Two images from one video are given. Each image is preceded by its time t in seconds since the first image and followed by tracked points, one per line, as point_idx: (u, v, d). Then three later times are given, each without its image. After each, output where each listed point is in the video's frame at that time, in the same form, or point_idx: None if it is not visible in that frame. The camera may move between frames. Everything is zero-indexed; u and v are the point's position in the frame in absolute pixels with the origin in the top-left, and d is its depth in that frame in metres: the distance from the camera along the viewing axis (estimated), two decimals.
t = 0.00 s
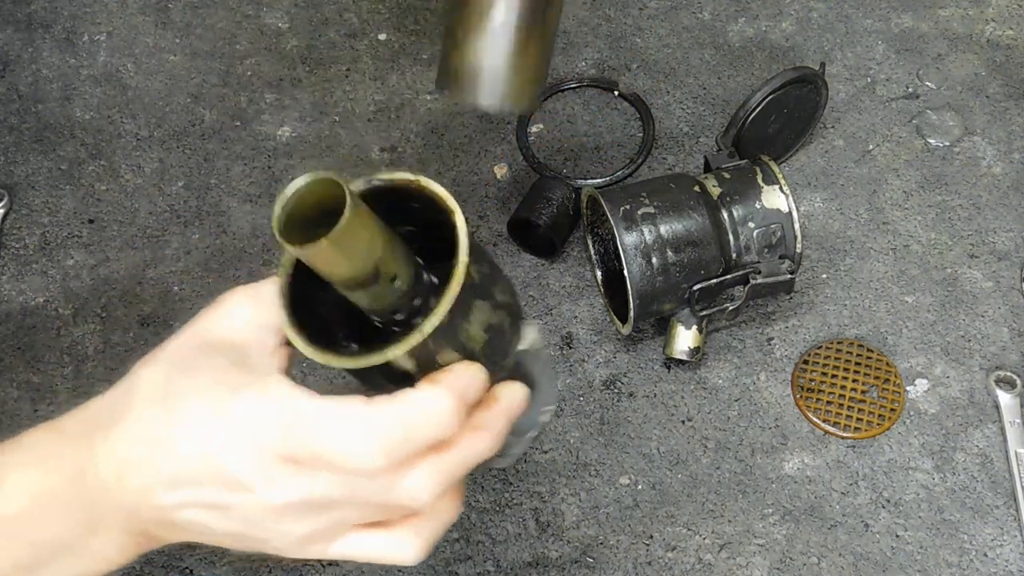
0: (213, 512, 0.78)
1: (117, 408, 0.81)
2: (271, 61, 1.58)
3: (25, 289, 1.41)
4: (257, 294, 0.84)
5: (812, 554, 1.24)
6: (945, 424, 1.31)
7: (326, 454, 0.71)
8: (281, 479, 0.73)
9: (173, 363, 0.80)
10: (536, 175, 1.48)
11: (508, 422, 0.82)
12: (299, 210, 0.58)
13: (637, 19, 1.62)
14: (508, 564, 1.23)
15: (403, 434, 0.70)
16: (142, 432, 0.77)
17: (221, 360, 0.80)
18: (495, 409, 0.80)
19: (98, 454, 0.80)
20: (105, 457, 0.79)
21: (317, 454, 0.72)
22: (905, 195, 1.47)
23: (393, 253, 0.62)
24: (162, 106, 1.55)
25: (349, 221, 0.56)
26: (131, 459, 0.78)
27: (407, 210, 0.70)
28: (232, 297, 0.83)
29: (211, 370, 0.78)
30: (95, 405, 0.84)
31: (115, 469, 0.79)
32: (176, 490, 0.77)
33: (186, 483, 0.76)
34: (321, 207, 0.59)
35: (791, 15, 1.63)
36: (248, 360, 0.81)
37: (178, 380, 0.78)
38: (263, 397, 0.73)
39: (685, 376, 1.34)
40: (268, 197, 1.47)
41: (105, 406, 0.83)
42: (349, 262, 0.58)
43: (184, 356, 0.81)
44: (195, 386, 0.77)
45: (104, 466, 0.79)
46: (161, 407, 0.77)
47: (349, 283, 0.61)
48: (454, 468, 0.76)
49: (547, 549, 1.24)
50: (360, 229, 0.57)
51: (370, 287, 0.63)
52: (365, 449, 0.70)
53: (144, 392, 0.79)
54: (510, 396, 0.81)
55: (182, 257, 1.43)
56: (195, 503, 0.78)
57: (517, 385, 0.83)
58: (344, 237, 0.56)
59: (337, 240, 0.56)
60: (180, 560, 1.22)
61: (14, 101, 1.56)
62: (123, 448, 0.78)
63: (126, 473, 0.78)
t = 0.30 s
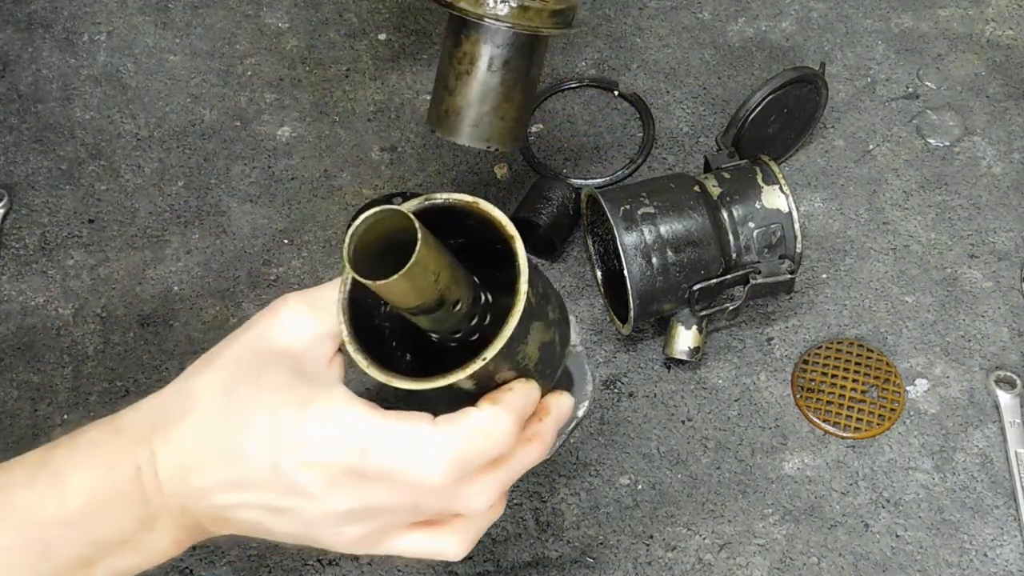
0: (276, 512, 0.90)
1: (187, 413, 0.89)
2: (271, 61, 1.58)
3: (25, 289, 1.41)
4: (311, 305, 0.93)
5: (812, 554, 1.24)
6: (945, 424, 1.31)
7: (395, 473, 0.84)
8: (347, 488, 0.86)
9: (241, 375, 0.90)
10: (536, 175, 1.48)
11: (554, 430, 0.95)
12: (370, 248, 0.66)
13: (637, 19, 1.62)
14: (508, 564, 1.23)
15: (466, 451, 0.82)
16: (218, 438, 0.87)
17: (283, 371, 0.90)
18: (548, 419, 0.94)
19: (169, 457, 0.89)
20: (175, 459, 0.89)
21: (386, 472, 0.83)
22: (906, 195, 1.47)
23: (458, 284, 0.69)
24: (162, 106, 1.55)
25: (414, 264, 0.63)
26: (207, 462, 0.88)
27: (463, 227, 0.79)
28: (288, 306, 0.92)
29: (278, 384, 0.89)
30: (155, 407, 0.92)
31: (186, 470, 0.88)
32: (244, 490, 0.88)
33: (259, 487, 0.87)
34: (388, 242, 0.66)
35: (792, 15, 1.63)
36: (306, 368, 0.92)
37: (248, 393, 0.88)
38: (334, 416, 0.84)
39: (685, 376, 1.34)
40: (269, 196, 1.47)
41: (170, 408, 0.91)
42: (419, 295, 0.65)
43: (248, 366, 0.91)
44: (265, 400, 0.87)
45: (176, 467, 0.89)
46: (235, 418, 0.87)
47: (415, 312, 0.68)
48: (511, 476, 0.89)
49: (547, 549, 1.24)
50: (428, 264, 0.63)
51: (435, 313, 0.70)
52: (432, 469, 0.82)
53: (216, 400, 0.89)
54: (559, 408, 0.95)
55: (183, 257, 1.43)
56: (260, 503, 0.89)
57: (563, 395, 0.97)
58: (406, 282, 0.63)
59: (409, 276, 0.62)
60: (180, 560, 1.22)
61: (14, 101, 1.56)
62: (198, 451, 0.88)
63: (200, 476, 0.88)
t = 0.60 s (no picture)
0: (337, 502, 0.88)
1: (246, 406, 0.87)
2: (271, 61, 1.58)
3: (25, 289, 1.40)
4: (362, 293, 0.85)
5: (812, 554, 1.24)
6: (945, 424, 1.31)
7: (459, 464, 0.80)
8: (410, 480, 0.83)
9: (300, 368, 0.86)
10: (536, 175, 1.48)
11: (609, 409, 0.89)
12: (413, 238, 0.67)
13: (637, 19, 1.62)
14: (508, 564, 1.23)
15: (522, 440, 0.78)
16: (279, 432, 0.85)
17: (342, 363, 0.85)
18: (599, 403, 0.87)
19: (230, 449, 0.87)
20: (237, 452, 0.87)
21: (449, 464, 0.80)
22: (906, 195, 1.47)
23: (503, 279, 0.69)
24: (162, 106, 1.55)
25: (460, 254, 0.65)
26: (269, 456, 0.86)
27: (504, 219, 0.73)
28: (340, 301, 0.86)
29: (337, 376, 0.84)
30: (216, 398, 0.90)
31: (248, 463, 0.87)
32: (301, 482, 0.86)
33: (322, 479, 0.85)
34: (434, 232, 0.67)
35: (792, 15, 1.63)
36: (362, 362, 0.85)
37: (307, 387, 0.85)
38: (392, 412, 0.79)
39: (685, 376, 1.34)
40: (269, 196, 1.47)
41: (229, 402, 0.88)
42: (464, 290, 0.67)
43: (307, 358, 0.87)
44: (322, 394, 0.84)
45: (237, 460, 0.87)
46: (293, 411, 0.84)
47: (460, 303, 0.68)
48: (565, 461, 0.86)
49: (547, 549, 1.24)
50: (470, 266, 0.64)
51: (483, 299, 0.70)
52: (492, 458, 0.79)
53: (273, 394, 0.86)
54: (613, 389, 0.87)
55: (182, 257, 1.43)
56: (320, 494, 0.87)
57: (618, 375, 0.89)
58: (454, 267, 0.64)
59: (452, 276, 0.64)
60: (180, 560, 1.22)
61: (14, 101, 1.56)
62: (258, 445, 0.86)
63: (262, 468, 0.86)
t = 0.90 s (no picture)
0: (347, 484, 0.92)
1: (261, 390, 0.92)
2: (271, 61, 1.58)
3: (24, 289, 1.41)
4: (371, 276, 0.92)
5: (812, 554, 1.24)
6: (945, 424, 1.31)
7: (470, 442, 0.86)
8: (421, 461, 0.88)
9: (310, 352, 0.91)
10: (535, 175, 1.48)
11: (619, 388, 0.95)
12: (429, 231, 0.67)
13: (637, 19, 1.62)
14: (508, 564, 1.23)
15: (535, 420, 0.83)
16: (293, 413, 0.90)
17: (355, 347, 0.91)
18: (609, 381, 0.93)
19: (243, 432, 0.92)
20: (250, 435, 0.92)
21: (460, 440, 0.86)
22: (906, 195, 1.47)
23: (516, 262, 0.70)
24: (162, 106, 1.55)
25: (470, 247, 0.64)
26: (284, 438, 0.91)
27: (515, 201, 0.78)
28: (350, 285, 0.92)
29: (349, 358, 0.90)
30: (225, 383, 0.95)
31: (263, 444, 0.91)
32: (313, 464, 0.91)
33: (337, 459, 0.90)
34: (449, 223, 0.68)
35: (792, 15, 1.63)
36: (372, 346, 0.91)
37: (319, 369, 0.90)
38: (405, 391, 0.84)
39: (685, 376, 1.34)
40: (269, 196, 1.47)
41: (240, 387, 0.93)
42: (481, 281, 0.66)
43: (318, 342, 0.92)
44: (333, 376, 0.89)
45: (252, 444, 0.92)
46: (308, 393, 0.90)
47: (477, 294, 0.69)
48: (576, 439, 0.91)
49: (547, 549, 1.24)
50: (489, 251, 0.64)
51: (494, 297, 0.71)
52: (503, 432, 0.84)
53: (287, 376, 0.91)
54: (619, 368, 0.93)
55: (182, 257, 1.43)
56: (332, 476, 0.92)
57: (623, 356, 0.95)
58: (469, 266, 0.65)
59: (471, 264, 0.63)
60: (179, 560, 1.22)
61: (14, 101, 1.56)
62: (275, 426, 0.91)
63: (275, 450, 0.91)
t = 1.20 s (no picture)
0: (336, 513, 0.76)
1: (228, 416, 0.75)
2: (271, 61, 1.58)
3: (25, 289, 1.40)
4: (361, 276, 0.75)
5: (812, 554, 1.24)
6: (945, 424, 1.31)
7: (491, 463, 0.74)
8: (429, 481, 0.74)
9: (287, 368, 0.74)
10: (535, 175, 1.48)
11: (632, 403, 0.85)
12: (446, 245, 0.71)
13: (637, 19, 1.62)
14: (508, 564, 1.23)
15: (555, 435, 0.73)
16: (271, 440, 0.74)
17: (342, 360, 0.74)
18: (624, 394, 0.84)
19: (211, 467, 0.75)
20: (220, 471, 0.76)
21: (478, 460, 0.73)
22: (906, 195, 1.47)
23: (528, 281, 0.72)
24: (162, 106, 1.55)
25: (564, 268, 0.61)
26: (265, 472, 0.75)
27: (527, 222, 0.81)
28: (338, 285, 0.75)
29: (338, 373, 0.74)
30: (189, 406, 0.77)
31: (238, 480, 0.76)
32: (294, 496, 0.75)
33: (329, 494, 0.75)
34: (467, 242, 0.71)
35: (791, 15, 1.63)
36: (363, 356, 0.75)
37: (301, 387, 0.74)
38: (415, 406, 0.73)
39: (685, 376, 1.34)
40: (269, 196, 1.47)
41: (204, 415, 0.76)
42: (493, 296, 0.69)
43: (295, 358, 0.74)
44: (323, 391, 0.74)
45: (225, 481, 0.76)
46: (287, 415, 0.74)
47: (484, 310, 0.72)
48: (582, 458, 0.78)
49: (546, 549, 1.24)
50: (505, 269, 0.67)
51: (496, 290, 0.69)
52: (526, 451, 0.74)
53: (263, 399, 0.74)
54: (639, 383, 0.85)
55: (182, 257, 1.43)
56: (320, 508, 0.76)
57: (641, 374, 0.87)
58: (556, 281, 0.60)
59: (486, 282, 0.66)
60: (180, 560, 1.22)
61: (13, 101, 1.56)
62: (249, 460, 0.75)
63: (253, 487, 0.75)
